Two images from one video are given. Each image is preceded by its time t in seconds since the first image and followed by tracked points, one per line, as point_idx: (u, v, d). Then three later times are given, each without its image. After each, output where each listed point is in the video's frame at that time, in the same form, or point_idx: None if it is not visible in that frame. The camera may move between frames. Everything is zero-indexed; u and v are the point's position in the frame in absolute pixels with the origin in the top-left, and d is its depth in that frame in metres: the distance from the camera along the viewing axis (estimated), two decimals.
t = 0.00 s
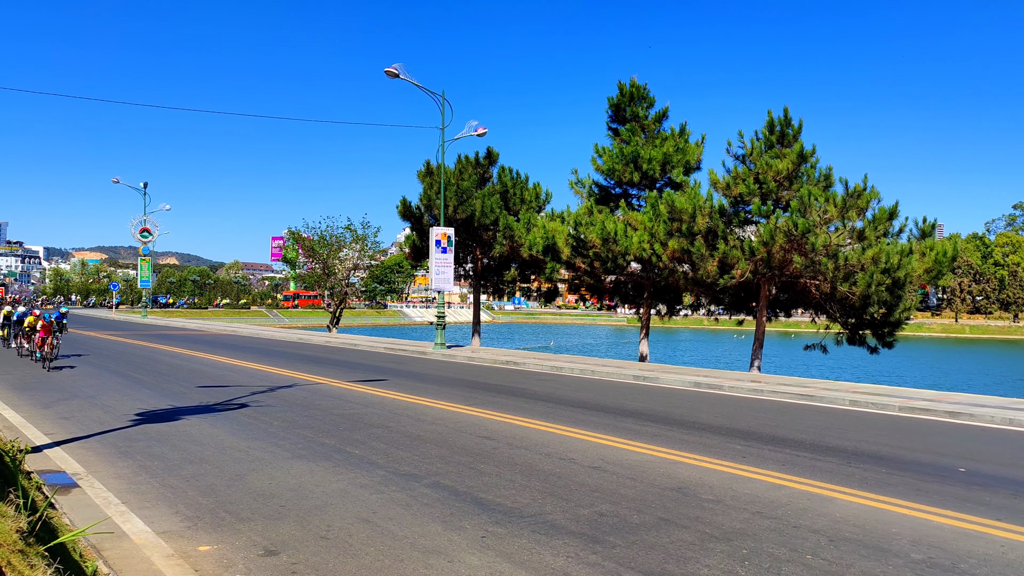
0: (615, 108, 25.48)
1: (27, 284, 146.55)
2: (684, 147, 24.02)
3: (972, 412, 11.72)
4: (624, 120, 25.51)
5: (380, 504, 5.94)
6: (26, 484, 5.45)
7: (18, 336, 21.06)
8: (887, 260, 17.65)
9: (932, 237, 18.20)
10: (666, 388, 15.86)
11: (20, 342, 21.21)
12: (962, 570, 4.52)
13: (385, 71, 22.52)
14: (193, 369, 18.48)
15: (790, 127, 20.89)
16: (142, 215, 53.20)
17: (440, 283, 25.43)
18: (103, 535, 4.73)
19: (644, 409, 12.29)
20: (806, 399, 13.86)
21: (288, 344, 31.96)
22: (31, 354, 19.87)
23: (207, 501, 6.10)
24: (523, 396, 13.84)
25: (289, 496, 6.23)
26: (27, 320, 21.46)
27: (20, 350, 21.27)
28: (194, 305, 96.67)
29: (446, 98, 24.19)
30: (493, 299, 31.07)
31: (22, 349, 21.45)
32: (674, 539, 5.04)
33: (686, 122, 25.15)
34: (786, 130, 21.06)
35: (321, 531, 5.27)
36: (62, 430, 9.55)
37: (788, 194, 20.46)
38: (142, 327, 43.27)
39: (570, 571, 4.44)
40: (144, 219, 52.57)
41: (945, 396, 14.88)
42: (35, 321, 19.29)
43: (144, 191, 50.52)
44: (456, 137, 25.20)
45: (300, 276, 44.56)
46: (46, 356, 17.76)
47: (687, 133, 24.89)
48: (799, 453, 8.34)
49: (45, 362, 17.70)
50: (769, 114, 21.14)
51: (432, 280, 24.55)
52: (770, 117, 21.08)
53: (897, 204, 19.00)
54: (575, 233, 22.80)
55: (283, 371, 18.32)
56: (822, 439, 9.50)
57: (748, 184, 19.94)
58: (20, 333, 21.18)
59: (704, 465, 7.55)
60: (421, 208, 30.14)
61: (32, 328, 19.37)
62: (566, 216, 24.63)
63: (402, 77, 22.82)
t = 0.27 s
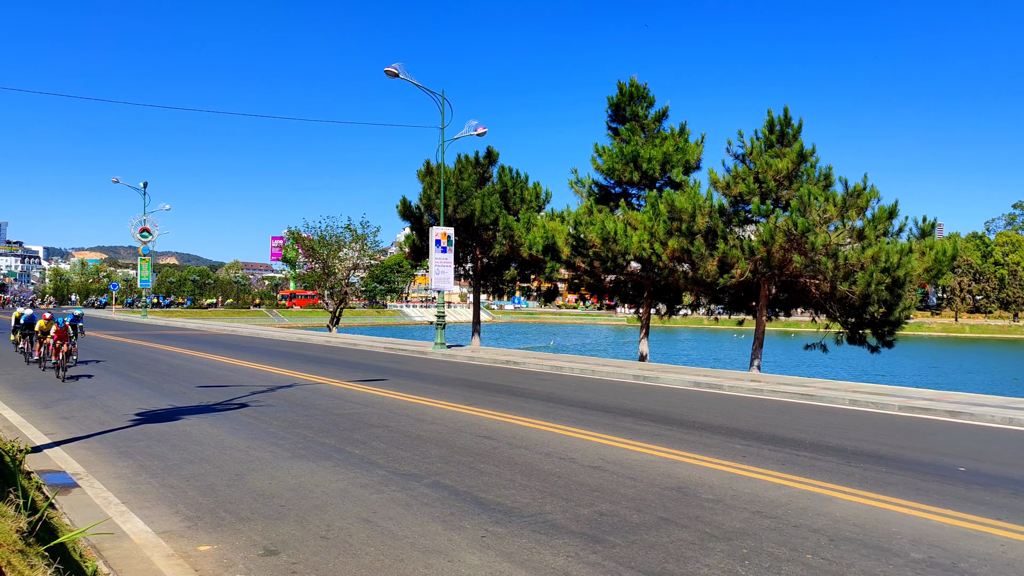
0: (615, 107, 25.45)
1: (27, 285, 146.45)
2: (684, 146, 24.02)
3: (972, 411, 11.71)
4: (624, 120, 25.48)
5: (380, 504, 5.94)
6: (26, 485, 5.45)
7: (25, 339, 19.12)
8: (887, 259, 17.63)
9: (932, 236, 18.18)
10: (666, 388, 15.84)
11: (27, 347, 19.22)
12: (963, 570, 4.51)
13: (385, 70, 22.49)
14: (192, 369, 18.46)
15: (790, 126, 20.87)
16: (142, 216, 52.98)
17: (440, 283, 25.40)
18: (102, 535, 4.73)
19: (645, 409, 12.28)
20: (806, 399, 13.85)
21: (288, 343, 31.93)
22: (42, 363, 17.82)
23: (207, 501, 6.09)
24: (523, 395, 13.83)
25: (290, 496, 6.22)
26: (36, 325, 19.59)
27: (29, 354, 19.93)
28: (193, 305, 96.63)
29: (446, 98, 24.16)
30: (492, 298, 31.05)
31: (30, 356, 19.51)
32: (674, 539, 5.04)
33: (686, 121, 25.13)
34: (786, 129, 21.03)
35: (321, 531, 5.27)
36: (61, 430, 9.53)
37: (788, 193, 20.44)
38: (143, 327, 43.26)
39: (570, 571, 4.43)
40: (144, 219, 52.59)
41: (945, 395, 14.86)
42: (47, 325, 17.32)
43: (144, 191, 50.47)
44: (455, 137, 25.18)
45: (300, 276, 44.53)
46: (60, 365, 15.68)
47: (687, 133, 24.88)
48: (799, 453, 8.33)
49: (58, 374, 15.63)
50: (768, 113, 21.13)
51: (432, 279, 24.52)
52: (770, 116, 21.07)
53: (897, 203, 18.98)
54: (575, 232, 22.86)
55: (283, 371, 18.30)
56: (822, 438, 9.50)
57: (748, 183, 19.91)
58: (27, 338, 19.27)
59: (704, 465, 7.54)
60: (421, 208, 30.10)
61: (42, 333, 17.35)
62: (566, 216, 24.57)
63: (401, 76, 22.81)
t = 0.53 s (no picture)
0: (614, 106, 25.46)
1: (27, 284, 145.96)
2: (683, 146, 24.02)
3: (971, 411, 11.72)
4: (623, 119, 25.48)
5: (381, 504, 5.93)
6: (24, 484, 5.44)
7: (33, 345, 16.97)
8: (886, 258, 17.64)
9: (932, 235, 18.21)
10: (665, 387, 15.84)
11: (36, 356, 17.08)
12: (962, 569, 4.52)
13: (385, 69, 22.48)
14: (192, 368, 18.45)
15: (789, 125, 20.89)
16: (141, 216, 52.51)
17: (439, 282, 25.40)
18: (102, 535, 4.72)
19: (644, 408, 12.29)
20: (806, 398, 13.86)
21: (288, 343, 31.91)
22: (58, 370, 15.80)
23: (207, 500, 6.09)
24: (523, 395, 13.83)
25: (290, 496, 6.22)
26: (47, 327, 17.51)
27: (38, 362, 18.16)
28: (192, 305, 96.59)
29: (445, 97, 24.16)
30: (492, 298, 31.02)
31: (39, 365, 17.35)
32: (673, 538, 5.04)
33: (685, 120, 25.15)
34: (785, 129, 21.05)
35: (321, 530, 5.27)
36: (60, 430, 9.52)
37: (787, 192, 20.46)
38: (142, 327, 43.24)
39: (569, 569, 4.44)
40: (143, 219, 52.57)
41: (943, 394, 14.87)
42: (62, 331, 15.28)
43: (144, 190, 50.38)
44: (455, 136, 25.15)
45: (299, 275, 44.53)
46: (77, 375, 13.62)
47: (686, 132, 24.90)
48: (799, 452, 8.34)
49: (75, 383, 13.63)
50: (768, 113, 21.17)
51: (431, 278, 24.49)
52: (769, 116, 21.11)
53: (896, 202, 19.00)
54: (574, 231, 22.92)
55: (283, 370, 18.30)
56: (821, 437, 9.51)
57: (747, 182, 19.91)
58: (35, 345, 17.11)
59: (703, 464, 7.54)
60: (420, 207, 30.08)
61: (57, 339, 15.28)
62: (565, 215, 24.56)
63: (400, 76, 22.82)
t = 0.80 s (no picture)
0: (612, 105, 25.44)
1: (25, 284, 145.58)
2: (681, 145, 24.04)
3: (969, 409, 11.74)
4: (622, 118, 25.46)
5: (380, 503, 5.93)
6: (23, 483, 5.43)
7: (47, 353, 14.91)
8: (884, 257, 17.65)
9: (929, 234, 18.22)
10: (663, 386, 15.86)
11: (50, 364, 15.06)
12: (959, 568, 4.53)
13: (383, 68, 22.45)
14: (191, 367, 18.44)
15: (788, 124, 20.91)
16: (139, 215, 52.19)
17: (438, 282, 25.34)
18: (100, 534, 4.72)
19: (643, 406, 12.30)
20: (803, 397, 13.88)
21: (286, 342, 31.87)
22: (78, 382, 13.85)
23: (205, 499, 6.09)
24: (521, 393, 13.83)
25: (289, 494, 6.22)
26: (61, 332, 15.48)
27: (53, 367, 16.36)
28: (191, 304, 96.47)
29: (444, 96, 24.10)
30: (492, 297, 30.98)
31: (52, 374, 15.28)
32: (672, 537, 5.05)
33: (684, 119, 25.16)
34: (783, 128, 21.07)
35: (319, 529, 5.27)
36: (57, 429, 9.50)
37: (785, 191, 20.48)
38: (141, 326, 43.18)
39: (567, 568, 4.45)
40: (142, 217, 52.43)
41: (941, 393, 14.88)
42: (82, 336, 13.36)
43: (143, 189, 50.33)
44: (454, 136, 25.09)
45: (298, 274, 44.40)
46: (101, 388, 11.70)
47: (685, 131, 24.92)
48: (797, 450, 8.35)
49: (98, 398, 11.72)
50: (766, 111, 21.19)
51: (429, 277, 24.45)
52: (767, 115, 21.13)
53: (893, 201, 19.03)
54: (573, 230, 22.95)
55: (282, 369, 18.29)
56: (820, 436, 9.53)
57: (745, 181, 19.90)
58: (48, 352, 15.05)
59: (701, 463, 7.55)
60: (419, 206, 30.05)
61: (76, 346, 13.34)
62: (564, 214, 24.58)
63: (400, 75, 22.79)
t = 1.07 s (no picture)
0: (611, 104, 24.41)
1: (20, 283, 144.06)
2: (680, 143, 23.00)
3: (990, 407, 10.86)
4: (620, 117, 24.42)
5: (407, 514, 4.99)
6: (21, 479, 4.61)
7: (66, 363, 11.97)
8: (883, 256, 16.67)
9: (927, 232, 17.25)
10: (660, 386, 14.91)
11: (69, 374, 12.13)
12: None
13: (383, 66, 21.43)
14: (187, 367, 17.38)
15: (787, 122, 19.86)
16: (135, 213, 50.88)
17: (437, 281, 24.26)
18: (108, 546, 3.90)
19: (646, 405, 11.35)
20: (800, 396, 12.90)
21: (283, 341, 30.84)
22: (105, 402, 10.81)
23: (207, 503, 5.19)
24: (518, 392, 12.88)
25: (300, 501, 5.27)
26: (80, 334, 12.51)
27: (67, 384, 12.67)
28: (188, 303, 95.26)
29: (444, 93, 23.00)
30: (489, 296, 29.91)
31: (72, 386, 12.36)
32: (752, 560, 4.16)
33: (683, 118, 24.13)
34: (782, 126, 20.06)
35: (321, 545, 4.39)
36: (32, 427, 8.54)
37: (783, 189, 19.48)
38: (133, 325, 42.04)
39: None
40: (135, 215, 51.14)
41: (950, 393, 13.98)
42: (106, 344, 10.34)
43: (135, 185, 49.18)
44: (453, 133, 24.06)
45: (298, 274, 42.96)
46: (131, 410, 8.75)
47: (683, 129, 23.90)
48: (808, 453, 7.46)
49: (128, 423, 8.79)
50: (765, 109, 20.19)
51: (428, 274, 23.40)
52: (766, 112, 20.11)
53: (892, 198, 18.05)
54: (570, 229, 21.97)
55: (276, 367, 17.30)
56: (873, 436, 8.60)
57: (744, 179, 18.84)
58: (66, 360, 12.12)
59: (721, 465, 6.66)
60: (417, 204, 29.01)
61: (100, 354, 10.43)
62: (562, 212, 23.59)
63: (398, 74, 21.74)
